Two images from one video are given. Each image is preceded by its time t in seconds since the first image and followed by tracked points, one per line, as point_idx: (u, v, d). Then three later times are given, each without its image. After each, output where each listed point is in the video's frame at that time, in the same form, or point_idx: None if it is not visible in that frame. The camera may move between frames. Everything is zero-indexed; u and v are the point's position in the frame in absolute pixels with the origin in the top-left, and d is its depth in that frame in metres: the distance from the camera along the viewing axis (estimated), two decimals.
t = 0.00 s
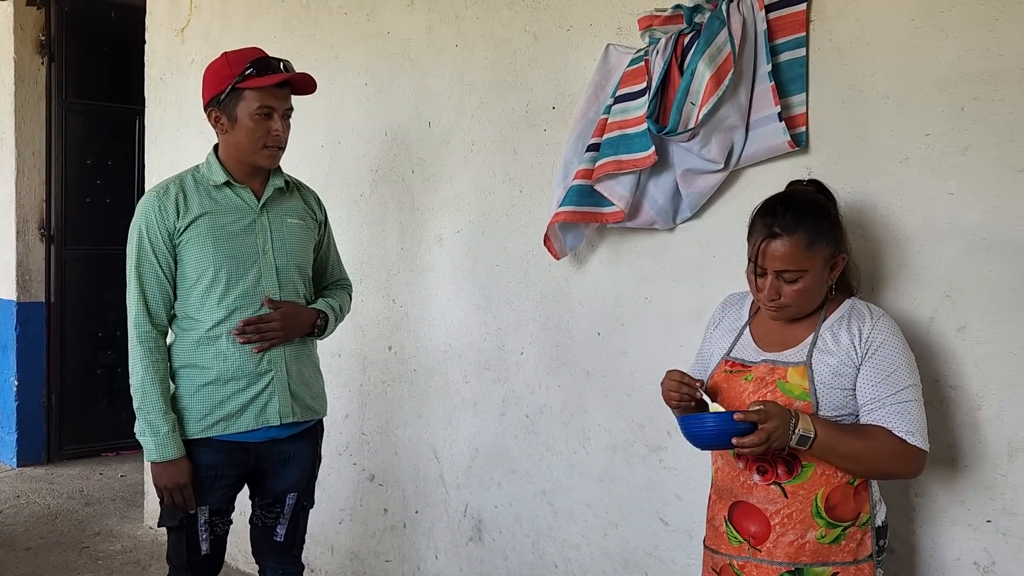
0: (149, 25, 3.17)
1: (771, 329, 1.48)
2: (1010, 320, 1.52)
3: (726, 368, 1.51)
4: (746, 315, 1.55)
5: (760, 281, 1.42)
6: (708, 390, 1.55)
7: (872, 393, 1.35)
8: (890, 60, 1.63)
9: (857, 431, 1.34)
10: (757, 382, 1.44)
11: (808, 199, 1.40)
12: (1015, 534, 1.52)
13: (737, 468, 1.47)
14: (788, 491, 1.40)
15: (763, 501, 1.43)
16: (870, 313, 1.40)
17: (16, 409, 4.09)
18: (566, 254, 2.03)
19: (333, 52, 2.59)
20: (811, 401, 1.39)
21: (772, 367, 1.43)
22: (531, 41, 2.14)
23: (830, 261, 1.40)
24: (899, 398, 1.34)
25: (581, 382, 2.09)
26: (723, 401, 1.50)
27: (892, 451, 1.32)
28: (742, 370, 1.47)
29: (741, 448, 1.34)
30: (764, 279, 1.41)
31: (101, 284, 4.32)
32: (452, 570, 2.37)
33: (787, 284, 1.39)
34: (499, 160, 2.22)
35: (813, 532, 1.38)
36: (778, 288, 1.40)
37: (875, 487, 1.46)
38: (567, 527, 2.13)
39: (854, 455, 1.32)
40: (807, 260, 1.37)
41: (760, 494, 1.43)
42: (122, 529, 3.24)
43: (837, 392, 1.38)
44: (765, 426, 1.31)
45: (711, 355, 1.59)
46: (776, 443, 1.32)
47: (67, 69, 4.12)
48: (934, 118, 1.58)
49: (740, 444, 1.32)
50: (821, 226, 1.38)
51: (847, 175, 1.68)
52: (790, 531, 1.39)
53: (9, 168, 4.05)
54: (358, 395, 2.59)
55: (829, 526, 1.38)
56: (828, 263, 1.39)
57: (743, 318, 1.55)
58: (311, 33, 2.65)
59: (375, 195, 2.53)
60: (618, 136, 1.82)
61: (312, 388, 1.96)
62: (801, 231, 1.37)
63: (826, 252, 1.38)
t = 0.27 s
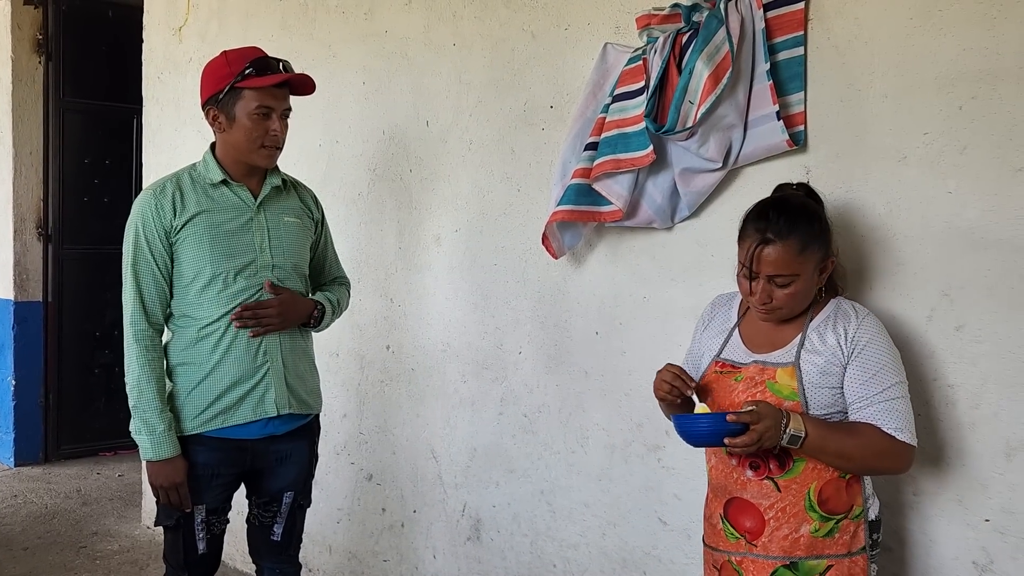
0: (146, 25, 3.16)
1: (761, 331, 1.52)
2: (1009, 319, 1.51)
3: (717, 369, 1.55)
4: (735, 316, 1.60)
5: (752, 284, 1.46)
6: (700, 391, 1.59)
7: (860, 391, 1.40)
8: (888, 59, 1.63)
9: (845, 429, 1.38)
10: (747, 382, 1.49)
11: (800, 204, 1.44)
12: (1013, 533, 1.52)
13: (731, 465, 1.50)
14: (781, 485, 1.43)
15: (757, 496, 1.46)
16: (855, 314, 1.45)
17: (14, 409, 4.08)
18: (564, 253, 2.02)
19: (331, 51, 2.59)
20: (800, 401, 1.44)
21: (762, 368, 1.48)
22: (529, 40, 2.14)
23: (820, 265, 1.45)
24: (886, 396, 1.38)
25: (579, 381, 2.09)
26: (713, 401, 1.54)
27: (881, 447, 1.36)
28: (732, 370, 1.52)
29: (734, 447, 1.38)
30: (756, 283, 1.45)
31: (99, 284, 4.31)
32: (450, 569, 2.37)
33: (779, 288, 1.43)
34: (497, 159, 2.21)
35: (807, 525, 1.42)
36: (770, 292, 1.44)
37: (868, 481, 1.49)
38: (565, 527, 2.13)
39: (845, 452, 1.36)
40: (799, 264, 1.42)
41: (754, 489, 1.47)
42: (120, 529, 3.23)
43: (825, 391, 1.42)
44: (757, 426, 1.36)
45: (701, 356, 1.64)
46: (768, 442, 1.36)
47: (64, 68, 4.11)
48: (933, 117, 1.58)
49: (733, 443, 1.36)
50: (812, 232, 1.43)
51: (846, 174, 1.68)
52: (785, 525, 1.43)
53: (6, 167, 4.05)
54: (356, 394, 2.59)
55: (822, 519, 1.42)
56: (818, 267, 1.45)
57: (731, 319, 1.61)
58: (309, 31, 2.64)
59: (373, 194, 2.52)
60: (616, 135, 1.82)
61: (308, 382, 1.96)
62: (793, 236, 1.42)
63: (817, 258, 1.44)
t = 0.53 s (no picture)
0: (144, 24, 3.16)
1: (755, 330, 1.53)
2: (1006, 318, 1.51)
3: (713, 368, 1.55)
4: (733, 316, 1.61)
5: (744, 284, 1.47)
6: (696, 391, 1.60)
7: (852, 388, 1.40)
8: (886, 58, 1.63)
9: (837, 425, 1.38)
10: (742, 380, 1.49)
11: (788, 203, 1.45)
12: (1011, 532, 1.52)
13: (727, 462, 1.51)
14: (777, 481, 1.44)
15: (754, 493, 1.47)
16: (849, 311, 1.46)
17: (12, 409, 4.08)
18: (562, 253, 2.02)
19: (329, 50, 2.59)
20: (793, 398, 1.44)
21: (757, 366, 1.49)
22: (527, 40, 2.14)
23: (811, 264, 1.45)
24: (877, 392, 1.38)
25: (577, 381, 2.09)
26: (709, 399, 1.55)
27: (873, 443, 1.36)
28: (728, 369, 1.52)
29: (724, 439, 1.38)
30: (747, 283, 1.46)
31: (97, 284, 4.30)
32: (448, 569, 2.37)
33: (769, 287, 1.44)
34: (495, 159, 2.21)
35: (803, 521, 1.42)
36: (761, 291, 1.45)
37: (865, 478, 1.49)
38: (564, 526, 2.13)
39: (837, 448, 1.36)
40: (788, 264, 1.42)
41: (751, 486, 1.47)
42: (118, 529, 3.23)
43: (817, 388, 1.43)
44: (747, 417, 1.37)
45: (700, 355, 1.65)
46: (758, 434, 1.36)
47: (62, 68, 4.11)
48: (931, 116, 1.58)
49: (723, 433, 1.37)
50: (801, 231, 1.43)
51: (844, 174, 1.68)
52: (781, 521, 1.43)
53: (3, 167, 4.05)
54: (354, 394, 2.59)
55: (818, 515, 1.42)
56: (809, 265, 1.45)
57: (729, 318, 1.61)
58: (307, 31, 2.64)
59: (371, 194, 2.52)
60: (614, 135, 1.82)
61: (304, 380, 1.96)
62: (782, 235, 1.42)
63: (807, 257, 1.44)
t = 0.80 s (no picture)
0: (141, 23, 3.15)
1: (752, 329, 1.53)
2: (1003, 318, 1.52)
3: (711, 367, 1.55)
4: (730, 315, 1.61)
5: (740, 283, 1.47)
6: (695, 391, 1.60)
7: (850, 386, 1.41)
8: (883, 58, 1.63)
9: (835, 423, 1.39)
10: (741, 380, 1.49)
11: (785, 202, 1.45)
12: (1007, 531, 1.52)
13: (727, 462, 1.51)
14: (777, 482, 1.44)
15: (753, 492, 1.47)
16: (845, 309, 1.46)
17: (9, 409, 4.08)
18: (560, 252, 2.03)
19: (327, 50, 2.59)
20: (791, 397, 1.45)
21: (755, 366, 1.49)
22: (525, 39, 2.14)
23: (807, 262, 1.46)
24: (876, 389, 1.39)
25: (576, 380, 2.09)
26: (707, 399, 1.54)
27: (871, 441, 1.37)
28: (726, 368, 1.52)
29: (721, 442, 1.38)
30: (744, 281, 1.47)
31: (94, 283, 4.30)
32: (446, 568, 2.37)
33: (766, 286, 1.44)
34: (493, 159, 2.22)
35: (802, 521, 1.42)
36: (758, 290, 1.45)
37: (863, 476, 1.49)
38: (562, 525, 2.13)
39: (835, 447, 1.37)
40: (785, 262, 1.43)
41: (750, 486, 1.47)
42: (116, 529, 3.23)
43: (815, 386, 1.44)
44: (745, 422, 1.36)
45: (698, 355, 1.65)
46: (756, 438, 1.37)
47: (59, 67, 4.10)
48: (928, 116, 1.59)
49: (721, 437, 1.37)
50: (797, 229, 1.43)
51: (841, 173, 1.69)
52: (780, 521, 1.43)
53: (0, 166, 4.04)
54: (352, 394, 2.59)
55: (817, 515, 1.43)
56: (805, 264, 1.45)
57: (726, 318, 1.61)
58: (305, 30, 2.64)
59: (369, 194, 2.52)
60: (612, 134, 1.82)
61: (304, 380, 1.96)
62: (779, 234, 1.43)
63: (803, 255, 1.44)
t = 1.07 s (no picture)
0: (138, 23, 3.15)
1: (750, 327, 1.54)
2: (1000, 317, 1.52)
3: (709, 364, 1.56)
4: (728, 311, 1.62)
5: (739, 279, 1.48)
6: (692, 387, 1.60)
7: (848, 383, 1.41)
8: (881, 57, 1.63)
9: (833, 421, 1.39)
10: (739, 377, 1.49)
11: (785, 199, 1.46)
12: (1004, 530, 1.53)
13: (723, 460, 1.51)
14: (772, 480, 1.44)
15: (748, 491, 1.47)
16: (844, 307, 1.47)
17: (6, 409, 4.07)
18: (558, 252, 2.03)
19: (324, 49, 2.58)
20: (789, 394, 1.45)
21: (753, 363, 1.48)
22: (523, 39, 2.14)
23: (806, 261, 1.46)
24: (874, 387, 1.39)
25: (573, 379, 2.09)
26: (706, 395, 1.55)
27: (869, 440, 1.37)
28: (724, 366, 1.52)
29: (718, 438, 1.39)
30: (743, 277, 1.47)
31: (92, 283, 4.29)
32: (444, 568, 2.37)
33: (765, 282, 1.45)
34: (491, 158, 2.22)
35: (797, 520, 1.43)
36: (756, 286, 1.45)
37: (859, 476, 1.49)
38: (559, 525, 2.13)
39: (831, 445, 1.37)
40: (784, 259, 1.43)
41: (745, 484, 1.47)
42: (113, 528, 3.22)
43: (814, 384, 1.44)
44: (742, 417, 1.37)
45: (695, 352, 1.65)
46: (753, 434, 1.37)
47: (56, 66, 4.10)
48: (925, 115, 1.59)
49: (718, 433, 1.37)
50: (797, 226, 1.43)
51: (838, 173, 1.69)
52: (776, 520, 1.44)
53: None
54: (350, 393, 2.59)
55: (812, 514, 1.43)
56: (804, 262, 1.45)
57: (725, 314, 1.62)
58: (302, 30, 2.63)
59: (366, 193, 2.52)
60: (610, 134, 1.82)
61: (310, 383, 1.95)
62: (778, 231, 1.43)
63: (802, 253, 1.44)
